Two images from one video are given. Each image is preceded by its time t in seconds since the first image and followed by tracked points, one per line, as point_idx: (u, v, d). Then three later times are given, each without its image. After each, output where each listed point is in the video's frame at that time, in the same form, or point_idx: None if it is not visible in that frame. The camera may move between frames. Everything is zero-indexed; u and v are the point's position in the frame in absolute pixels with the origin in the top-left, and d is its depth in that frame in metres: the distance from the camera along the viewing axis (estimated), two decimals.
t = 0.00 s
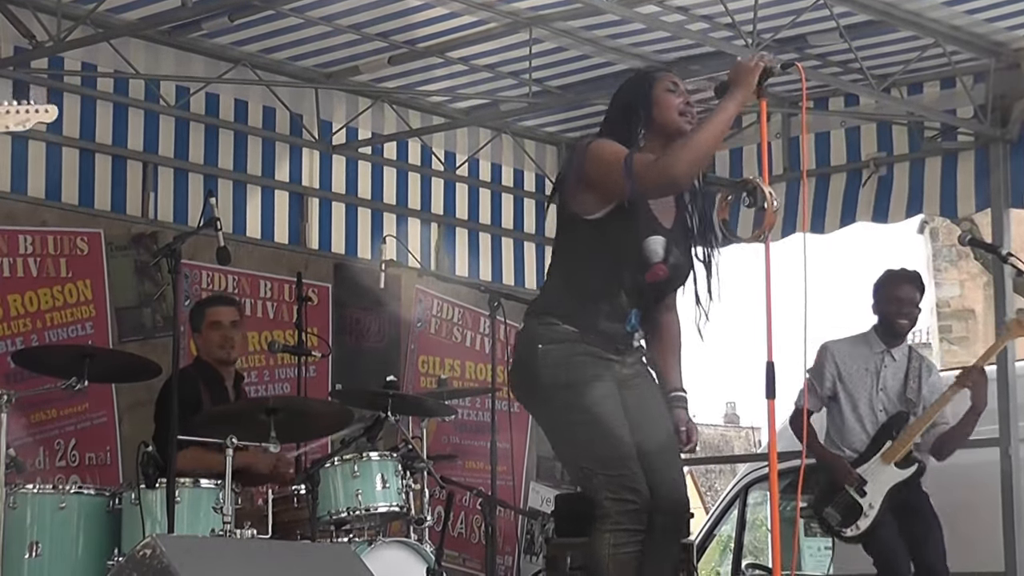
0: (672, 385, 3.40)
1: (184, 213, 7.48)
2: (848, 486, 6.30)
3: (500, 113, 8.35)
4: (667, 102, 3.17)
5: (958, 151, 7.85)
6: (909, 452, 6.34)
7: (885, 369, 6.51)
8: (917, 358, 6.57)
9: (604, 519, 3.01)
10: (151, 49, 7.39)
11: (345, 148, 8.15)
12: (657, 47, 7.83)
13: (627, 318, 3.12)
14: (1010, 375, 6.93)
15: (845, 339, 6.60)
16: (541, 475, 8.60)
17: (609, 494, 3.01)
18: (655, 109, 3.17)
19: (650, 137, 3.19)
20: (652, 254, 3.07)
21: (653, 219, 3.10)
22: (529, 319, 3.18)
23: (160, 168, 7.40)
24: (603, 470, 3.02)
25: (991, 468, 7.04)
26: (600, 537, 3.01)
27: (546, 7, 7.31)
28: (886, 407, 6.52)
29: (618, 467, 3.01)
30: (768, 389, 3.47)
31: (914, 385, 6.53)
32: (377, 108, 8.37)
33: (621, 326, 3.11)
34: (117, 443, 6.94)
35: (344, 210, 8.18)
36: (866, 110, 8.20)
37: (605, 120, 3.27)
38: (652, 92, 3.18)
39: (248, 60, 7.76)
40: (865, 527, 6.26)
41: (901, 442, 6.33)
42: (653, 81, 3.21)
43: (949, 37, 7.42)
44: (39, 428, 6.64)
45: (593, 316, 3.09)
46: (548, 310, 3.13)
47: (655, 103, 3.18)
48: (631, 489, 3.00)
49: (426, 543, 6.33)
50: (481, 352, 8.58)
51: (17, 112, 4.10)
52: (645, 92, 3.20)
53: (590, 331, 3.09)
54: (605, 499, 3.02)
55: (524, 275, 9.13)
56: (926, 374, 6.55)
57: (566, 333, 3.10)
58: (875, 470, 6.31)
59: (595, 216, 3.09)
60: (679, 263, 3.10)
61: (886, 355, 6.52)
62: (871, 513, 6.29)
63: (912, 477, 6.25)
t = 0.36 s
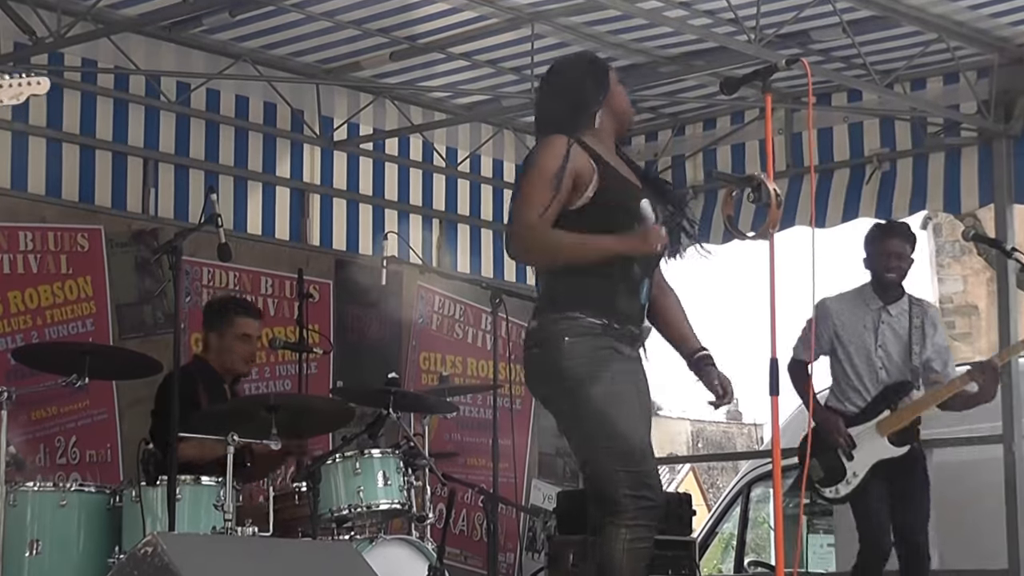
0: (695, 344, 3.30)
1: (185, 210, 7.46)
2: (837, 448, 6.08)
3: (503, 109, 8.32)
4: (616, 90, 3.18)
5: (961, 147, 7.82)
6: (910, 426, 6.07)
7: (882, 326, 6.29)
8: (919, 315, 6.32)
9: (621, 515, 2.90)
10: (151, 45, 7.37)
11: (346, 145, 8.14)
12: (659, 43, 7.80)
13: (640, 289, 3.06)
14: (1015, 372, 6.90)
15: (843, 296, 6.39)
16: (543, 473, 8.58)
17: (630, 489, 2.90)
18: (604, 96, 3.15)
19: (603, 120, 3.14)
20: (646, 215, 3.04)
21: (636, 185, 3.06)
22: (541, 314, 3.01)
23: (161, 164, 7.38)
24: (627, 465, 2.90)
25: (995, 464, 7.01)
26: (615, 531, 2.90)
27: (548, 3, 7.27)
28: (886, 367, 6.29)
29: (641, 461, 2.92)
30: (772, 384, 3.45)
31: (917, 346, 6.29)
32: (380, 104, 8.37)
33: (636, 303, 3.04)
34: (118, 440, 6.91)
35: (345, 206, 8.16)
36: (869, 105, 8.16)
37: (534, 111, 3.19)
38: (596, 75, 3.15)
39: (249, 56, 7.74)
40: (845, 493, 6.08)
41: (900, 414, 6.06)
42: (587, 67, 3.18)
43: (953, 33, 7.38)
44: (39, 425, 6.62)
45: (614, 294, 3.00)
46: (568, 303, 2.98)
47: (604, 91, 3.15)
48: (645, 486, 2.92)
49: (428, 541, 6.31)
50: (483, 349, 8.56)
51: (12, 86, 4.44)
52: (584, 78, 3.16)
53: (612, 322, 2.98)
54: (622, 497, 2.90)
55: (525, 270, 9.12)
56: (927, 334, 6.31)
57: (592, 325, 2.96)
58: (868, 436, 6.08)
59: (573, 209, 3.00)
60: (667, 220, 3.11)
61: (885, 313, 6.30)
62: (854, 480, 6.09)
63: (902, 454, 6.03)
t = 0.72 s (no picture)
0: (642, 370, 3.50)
1: (185, 206, 7.44)
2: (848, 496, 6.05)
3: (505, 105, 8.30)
4: (628, 116, 3.41)
5: (964, 142, 7.79)
6: (911, 459, 6.03)
7: (871, 372, 6.31)
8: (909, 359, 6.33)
9: (590, 505, 3.12)
10: (152, 40, 7.35)
11: (347, 140, 8.09)
12: (661, 38, 7.77)
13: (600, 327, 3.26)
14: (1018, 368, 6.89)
15: (829, 349, 6.44)
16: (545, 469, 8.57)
17: (593, 482, 3.13)
18: (615, 125, 3.38)
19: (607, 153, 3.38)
20: (623, 262, 3.22)
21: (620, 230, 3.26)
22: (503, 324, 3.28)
23: (161, 160, 7.36)
24: (585, 460, 3.13)
25: (998, 461, 6.99)
26: (585, 521, 3.11)
27: None
28: (883, 412, 6.30)
29: (602, 460, 3.14)
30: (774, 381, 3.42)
31: (912, 389, 6.28)
32: (381, 100, 8.32)
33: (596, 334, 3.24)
34: (118, 437, 6.89)
35: (346, 202, 8.15)
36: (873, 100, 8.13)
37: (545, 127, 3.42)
38: (604, 100, 3.38)
39: (250, 51, 7.72)
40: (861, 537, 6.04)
41: (900, 450, 6.02)
42: (600, 94, 3.40)
43: (957, 28, 7.34)
44: (39, 422, 6.61)
45: (570, 324, 3.20)
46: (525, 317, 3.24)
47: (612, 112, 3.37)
48: (609, 476, 3.14)
49: (429, 538, 6.29)
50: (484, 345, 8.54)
51: (15, 91, 4.65)
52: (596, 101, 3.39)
53: (565, 343, 3.20)
54: (588, 489, 3.13)
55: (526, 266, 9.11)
56: (919, 376, 6.30)
57: (546, 342, 3.20)
58: (872, 478, 6.04)
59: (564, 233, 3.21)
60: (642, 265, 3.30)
61: (872, 359, 6.33)
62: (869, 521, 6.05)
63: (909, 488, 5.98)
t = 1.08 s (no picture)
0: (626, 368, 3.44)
1: (186, 202, 7.41)
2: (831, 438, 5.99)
3: (506, 101, 8.28)
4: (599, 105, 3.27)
5: (968, 138, 7.76)
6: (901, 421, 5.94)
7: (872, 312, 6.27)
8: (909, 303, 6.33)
9: (608, 494, 2.96)
10: (153, 36, 7.32)
11: (349, 137, 8.07)
12: (664, 34, 7.74)
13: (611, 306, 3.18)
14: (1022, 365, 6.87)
15: (831, 285, 6.37)
16: (547, 467, 8.55)
17: (616, 468, 2.98)
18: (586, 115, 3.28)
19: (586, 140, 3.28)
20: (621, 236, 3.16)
21: (612, 205, 3.20)
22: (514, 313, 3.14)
23: (161, 156, 7.34)
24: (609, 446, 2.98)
25: (1003, 458, 6.97)
26: (603, 511, 2.96)
27: None
28: (881, 352, 6.26)
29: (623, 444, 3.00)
30: (778, 377, 3.39)
31: (910, 335, 6.32)
32: (382, 96, 8.29)
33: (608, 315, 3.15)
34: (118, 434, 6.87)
35: (347, 198, 8.13)
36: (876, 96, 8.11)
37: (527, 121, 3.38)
38: (582, 96, 3.29)
39: (251, 47, 7.69)
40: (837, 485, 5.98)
41: (893, 408, 5.93)
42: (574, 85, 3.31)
43: (960, 23, 7.31)
44: (39, 420, 6.59)
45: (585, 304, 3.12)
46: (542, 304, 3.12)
47: (587, 105, 3.28)
48: (632, 468, 2.99)
49: (431, 535, 6.27)
50: (486, 342, 8.52)
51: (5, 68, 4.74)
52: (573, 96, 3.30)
53: (581, 324, 3.11)
54: (609, 476, 2.97)
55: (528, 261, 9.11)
56: (917, 322, 6.34)
57: (563, 324, 3.10)
58: (861, 429, 5.96)
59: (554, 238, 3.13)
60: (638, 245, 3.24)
61: (874, 298, 6.30)
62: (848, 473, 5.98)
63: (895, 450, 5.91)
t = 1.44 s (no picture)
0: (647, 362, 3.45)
1: (187, 198, 7.41)
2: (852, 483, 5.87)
3: (509, 97, 8.28)
4: (628, 100, 3.20)
5: (972, 134, 7.74)
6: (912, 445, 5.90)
7: (875, 360, 6.24)
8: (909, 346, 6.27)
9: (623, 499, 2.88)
10: (154, 32, 7.30)
11: (351, 133, 8.08)
12: (666, 30, 7.72)
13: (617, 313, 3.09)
14: None
15: (833, 337, 6.37)
16: (549, 465, 8.55)
17: (631, 475, 2.88)
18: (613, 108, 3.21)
19: (614, 140, 3.21)
20: (636, 247, 3.04)
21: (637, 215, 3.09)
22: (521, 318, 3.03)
23: (162, 153, 7.33)
24: (620, 451, 2.90)
25: (1006, 456, 6.95)
26: (619, 513, 2.89)
27: None
28: (887, 400, 6.21)
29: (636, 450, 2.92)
30: (780, 375, 3.39)
31: (910, 374, 6.21)
32: (383, 92, 8.30)
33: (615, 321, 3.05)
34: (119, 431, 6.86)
35: (349, 194, 8.12)
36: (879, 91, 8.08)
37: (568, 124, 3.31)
38: (613, 92, 3.23)
39: (253, 44, 7.67)
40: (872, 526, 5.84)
41: (902, 436, 5.89)
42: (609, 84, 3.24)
43: (963, 19, 7.27)
44: (40, 416, 6.59)
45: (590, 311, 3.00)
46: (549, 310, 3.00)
47: (617, 101, 3.21)
48: (644, 470, 2.91)
49: (432, 533, 6.26)
50: (489, 340, 8.52)
51: None
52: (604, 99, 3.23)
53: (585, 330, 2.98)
54: (622, 482, 2.88)
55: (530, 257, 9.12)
56: (919, 362, 6.23)
57: (567, 329, 2.97)
58: (878, 465, 5.89)
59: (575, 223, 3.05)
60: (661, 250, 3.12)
61: (875, 345, 6.26)
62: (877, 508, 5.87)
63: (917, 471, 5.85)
